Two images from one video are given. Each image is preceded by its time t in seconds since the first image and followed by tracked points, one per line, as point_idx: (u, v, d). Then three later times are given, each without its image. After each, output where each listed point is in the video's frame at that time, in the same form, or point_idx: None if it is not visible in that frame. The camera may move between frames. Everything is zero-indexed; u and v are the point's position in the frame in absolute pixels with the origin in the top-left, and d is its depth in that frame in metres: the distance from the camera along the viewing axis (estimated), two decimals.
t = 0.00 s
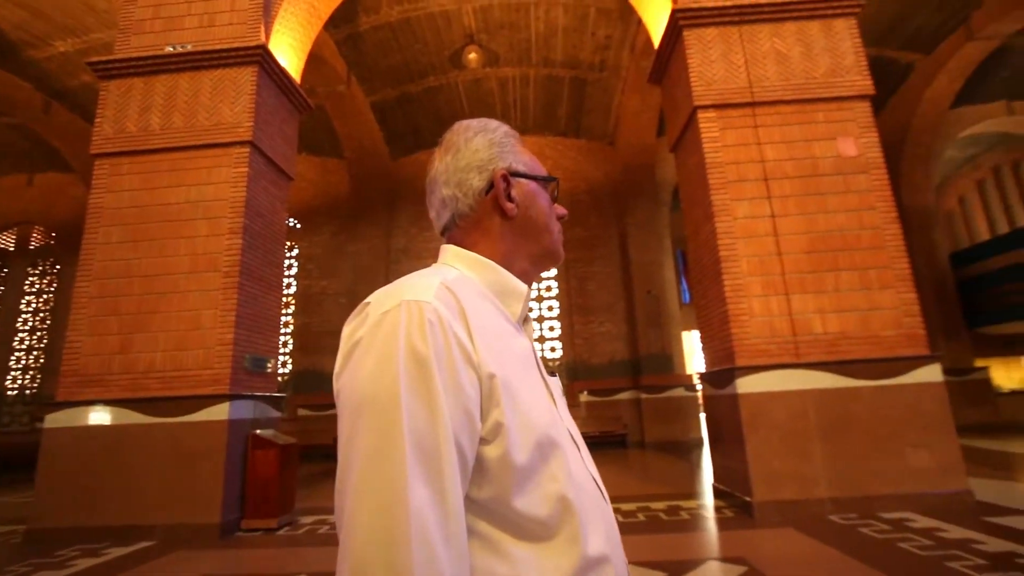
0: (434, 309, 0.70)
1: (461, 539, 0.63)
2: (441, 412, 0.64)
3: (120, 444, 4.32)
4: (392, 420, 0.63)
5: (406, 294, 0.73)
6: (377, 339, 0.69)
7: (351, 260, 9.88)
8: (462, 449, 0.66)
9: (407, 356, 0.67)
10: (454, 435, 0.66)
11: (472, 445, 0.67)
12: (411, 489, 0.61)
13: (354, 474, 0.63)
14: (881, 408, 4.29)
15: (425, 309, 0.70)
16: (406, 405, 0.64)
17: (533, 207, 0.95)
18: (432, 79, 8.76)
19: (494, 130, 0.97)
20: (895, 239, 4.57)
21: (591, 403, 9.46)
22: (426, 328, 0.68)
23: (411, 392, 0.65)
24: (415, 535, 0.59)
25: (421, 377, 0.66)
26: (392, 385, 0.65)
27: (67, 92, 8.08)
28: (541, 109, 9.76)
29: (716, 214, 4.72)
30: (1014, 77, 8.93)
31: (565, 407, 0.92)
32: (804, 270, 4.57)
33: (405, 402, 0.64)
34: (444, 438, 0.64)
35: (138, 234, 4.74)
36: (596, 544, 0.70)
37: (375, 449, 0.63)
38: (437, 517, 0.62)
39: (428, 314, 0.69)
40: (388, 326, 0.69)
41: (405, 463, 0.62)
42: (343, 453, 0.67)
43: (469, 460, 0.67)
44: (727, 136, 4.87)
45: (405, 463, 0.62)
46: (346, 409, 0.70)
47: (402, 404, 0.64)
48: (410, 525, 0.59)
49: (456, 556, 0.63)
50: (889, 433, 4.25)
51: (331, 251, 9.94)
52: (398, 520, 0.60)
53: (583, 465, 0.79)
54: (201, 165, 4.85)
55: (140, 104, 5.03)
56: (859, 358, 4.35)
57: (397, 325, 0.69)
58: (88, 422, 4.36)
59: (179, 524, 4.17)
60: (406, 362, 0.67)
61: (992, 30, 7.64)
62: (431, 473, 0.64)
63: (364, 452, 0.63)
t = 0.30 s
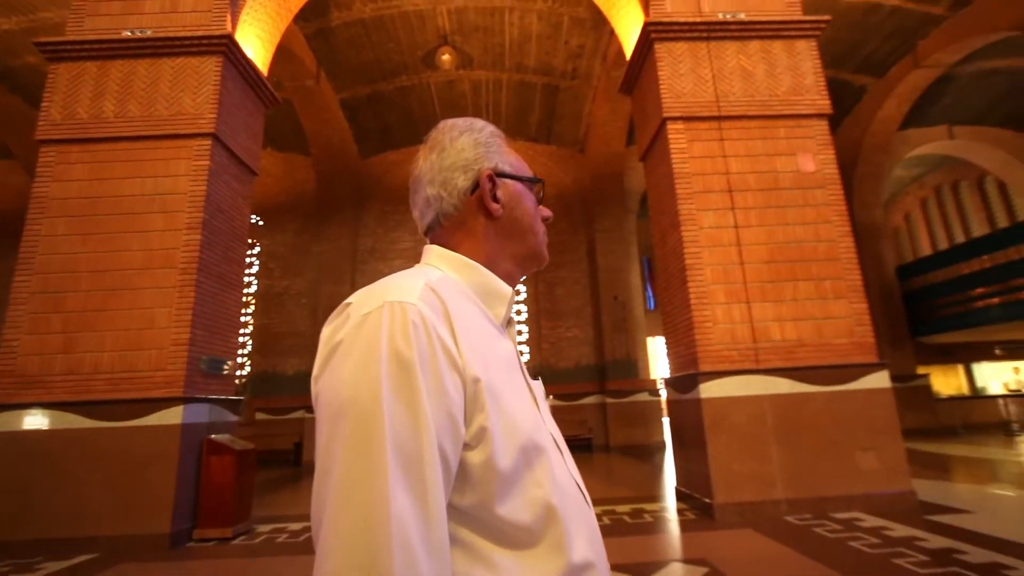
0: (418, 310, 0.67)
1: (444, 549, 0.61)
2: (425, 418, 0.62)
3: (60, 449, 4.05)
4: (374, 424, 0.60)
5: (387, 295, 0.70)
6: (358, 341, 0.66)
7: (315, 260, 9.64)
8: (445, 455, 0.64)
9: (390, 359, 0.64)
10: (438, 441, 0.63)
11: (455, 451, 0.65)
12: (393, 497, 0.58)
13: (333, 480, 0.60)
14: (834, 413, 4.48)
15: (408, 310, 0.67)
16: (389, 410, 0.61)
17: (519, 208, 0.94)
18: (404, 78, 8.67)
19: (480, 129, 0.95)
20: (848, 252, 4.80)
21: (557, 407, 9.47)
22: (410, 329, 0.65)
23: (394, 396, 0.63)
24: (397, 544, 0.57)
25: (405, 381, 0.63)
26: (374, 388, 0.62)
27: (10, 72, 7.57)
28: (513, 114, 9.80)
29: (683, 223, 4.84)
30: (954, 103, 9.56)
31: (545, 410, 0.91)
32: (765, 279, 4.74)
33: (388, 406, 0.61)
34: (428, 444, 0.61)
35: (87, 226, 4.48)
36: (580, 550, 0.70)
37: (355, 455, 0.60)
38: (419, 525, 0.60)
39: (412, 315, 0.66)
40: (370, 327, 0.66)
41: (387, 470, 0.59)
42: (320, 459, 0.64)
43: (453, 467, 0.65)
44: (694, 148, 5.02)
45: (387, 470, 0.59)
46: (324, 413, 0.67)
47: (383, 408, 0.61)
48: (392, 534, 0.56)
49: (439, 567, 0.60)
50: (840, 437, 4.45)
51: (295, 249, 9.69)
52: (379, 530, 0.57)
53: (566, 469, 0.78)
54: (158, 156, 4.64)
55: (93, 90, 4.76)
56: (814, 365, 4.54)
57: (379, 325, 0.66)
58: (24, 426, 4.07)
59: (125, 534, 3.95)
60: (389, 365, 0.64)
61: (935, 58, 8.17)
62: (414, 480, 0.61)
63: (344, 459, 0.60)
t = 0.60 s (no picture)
0: (408, 314, 0.63)
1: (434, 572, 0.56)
2: (415, 429, 0.57)
3: None
4: (360, 436, 0.55)
5: (375, 297, 0.65)
6: (342, 346, 0.61)
7: (280, 261, 9.36)
8: (435, 468, 0.59)
9: (378, 365, 0.59)
10: (429, 453, 0.59)
11: (446, 464, 0.61)
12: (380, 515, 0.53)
13: (314, 499, 0.55)
14: (794, 420, 4.64)
15: (398, 314, 0.62)
16: (376, 420, 0.57)
17: (508, 208, 0.91)
18: (377, 79, 8.56)
19: (467, 128, 0.93)
20: (808, 266, 5.00)
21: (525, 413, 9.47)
22: (399, 335, 0.61)
23: (382, 405, 0.58)
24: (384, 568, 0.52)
25: (394, 390, 0.58)
26: (360, 398, 0.57)
27: None
28: (487, 120, 9.80)
29: (653, 233, 4.93)
30: (904, 128, 10.16)
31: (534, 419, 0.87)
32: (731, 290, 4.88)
33: (375, 416, 0.57)
34: (417, 457, 0.56)
35: (33, 219, 4.21)
36: (576, 567, 0.66)
37: (339, 470, 0.55)
38: (408, 545, 0.55)
39: (402, 319, 0.62)
40: (356, 331, 0.61)
41: (375, 486, 0.54)
42: (301, 475, 0.58)
43: (444, 482, 0.60)
44: (665, 161, 5.13)
45: (375, 486, 0.54)
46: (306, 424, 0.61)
47: (371, 419, 0.56)
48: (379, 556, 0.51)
49: None
50: (799, 444, 4.60)
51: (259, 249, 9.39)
52: (365, 552, 0.52)
53: (557, 481, 0.74)
54: (114, 148, 4.41)
55: (43, 74, 4.49)
56: (775, 374, 4.69)
57: (366, 330, 0.61)
58: None
59: (65, 548, 3.70)
60: (376, 372, 0.59)
61: (888, 84, 8.66)
62: (403, 497, 0.56)
63: (326, 475, 0.55)
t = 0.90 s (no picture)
0: (399, 324, 0.58)
1: None
2: (407, 449, 0.53)
3: None
4: (349, 457, 0.50)
5: (363, 305, 0.60)
6: (328, 359, 0.56)
7: (237, 260, 8.99)
8: (428, 491, 0.55)
9: (368, 378, 0.55)
10: (420, 473, 0.54)
11: (438, 485, 0.56)
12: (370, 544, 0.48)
13: (296, 529, 0.49)
14: (751, 427, 4.80)
15: (388, 325, 0.58)
16: (365, 439, 0.52)
17: (497, 212, 0.88)
18: (345, 78, 8.39)
19: (453, 129, 0.89)
20: (766, 278, 5.21)
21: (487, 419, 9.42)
22: (390, 347, 0.56)
23: (371, 424, 0.53)
24: None
25: (384, 406, 0.54)
26: (348, 415, 0.52)
27: None
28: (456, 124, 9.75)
29: (619, 243, 5.02)
30: (852, 150, 10.78)
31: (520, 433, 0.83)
32: (693, 300, 5.02)
33: (364, 435, 0.52)
34: (410, 479, 0.52)
35: None
36: None
37: (324, 496, 0.49)
38: None
39: (393, 331, 0.57)
40: (343, 342, 0.56)
41: (366, 513, 0.49)
42: (280, 502, 0.52)
43: (436, 505, 0.56)
44: (632, 172, 5.24)
45: (364, 513, 0.49)
46: (283, 446, 0.55)
47: (361, 438, 0.51)
48: None
49: None
50: (755, 450, 4.76)
51: (214, 248, 9.00)
52: None
53: (547, 501, 0.71)
54: (59, 136, 4.13)
55: None
56: (733, 382, 4.85)
57: (354, 341, 0.56)
58: None
59: None
60: (365, 387, 0.54)
61: (839, 108, 9.16)
62: (394, 523, 0.51)
63: (310, 501, 0.49)
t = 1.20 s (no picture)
0: (395, 327, 0.56)
1: None
2: (406, 456, 0.50)
3: None
4: (345, 465, 0.48)
5: (357, 306, 0.58)
6: (322, 364, 0.53)
7: (195, 261, 8.63)
8: (428, 499, 0.53)
9: (364, 384, 0.52)
10: (421, 481, 0.52)
11: (438, 493, 0.54)
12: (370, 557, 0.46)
13: (292, 543, 0.46)
14: (716, 427, 4.92)
15: (384, 328, 0.55)
16: (364, 446, 0.50)
17: (485, 211, 0.85)
18: (310, 75, 8.19)
19: (439, 125, 0.86)
20: (729, 282, 5.37)
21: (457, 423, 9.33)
22: (387, 350, 0.54)
23: (369, 430, 0.51)
24: None
25: (381, 413, 0.52)
26: (345, 421, 0.50)
27: None
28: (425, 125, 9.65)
29: (590, 246, 5.07)
30: (808, 159, 11.26)
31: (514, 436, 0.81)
32: (660, 302, 5.12)
33: (363, 441, 0.50)
34: (410, 488, 0.50)
35: None
36: None
37: (321, 507, 0.47)
38: None
39: (389, 333, 0.55)
40: (338, 345, 0.54)
41: (365, 523, 0.47)
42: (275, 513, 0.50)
43: (435, 514, 0.54)
44: (602, 176, 5.31)
45: (362, 524, 0.46)
46: (278, 454, 0.53)
47: (359, 445, 0.49)
48: None
49: None
50: (719, 449, 4.89)
51: (170, 247, 8.61)
52: None
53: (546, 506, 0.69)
54: None
55: None
56: (699, 383, 4.97)
57: (349, 343, 0.54)
58: None
59: None
60: (362, 392, 0.52)
61: (796, 118, 9.56)
62: (395, 535, 0.49)
63: (307, 513, 0.47)
